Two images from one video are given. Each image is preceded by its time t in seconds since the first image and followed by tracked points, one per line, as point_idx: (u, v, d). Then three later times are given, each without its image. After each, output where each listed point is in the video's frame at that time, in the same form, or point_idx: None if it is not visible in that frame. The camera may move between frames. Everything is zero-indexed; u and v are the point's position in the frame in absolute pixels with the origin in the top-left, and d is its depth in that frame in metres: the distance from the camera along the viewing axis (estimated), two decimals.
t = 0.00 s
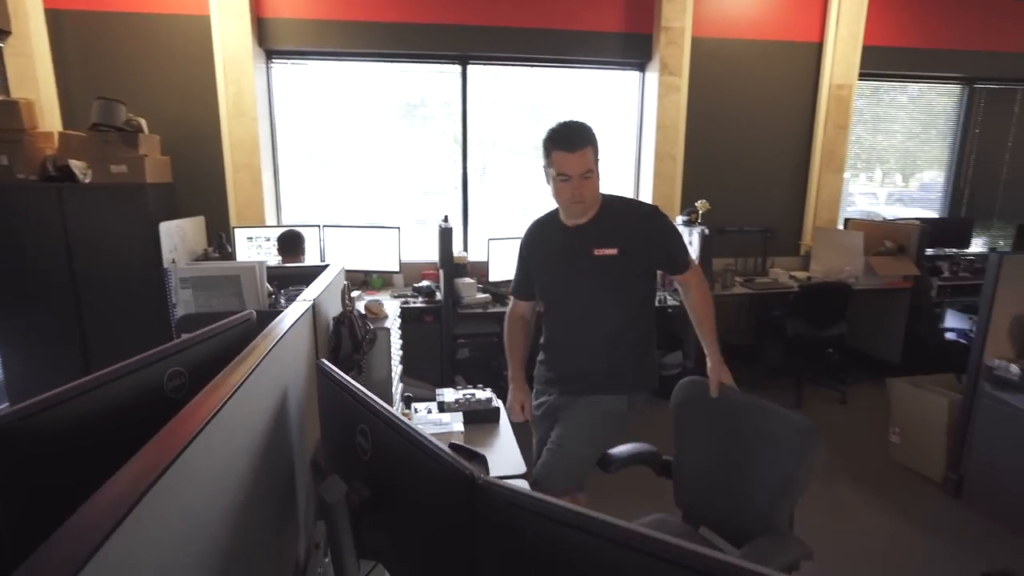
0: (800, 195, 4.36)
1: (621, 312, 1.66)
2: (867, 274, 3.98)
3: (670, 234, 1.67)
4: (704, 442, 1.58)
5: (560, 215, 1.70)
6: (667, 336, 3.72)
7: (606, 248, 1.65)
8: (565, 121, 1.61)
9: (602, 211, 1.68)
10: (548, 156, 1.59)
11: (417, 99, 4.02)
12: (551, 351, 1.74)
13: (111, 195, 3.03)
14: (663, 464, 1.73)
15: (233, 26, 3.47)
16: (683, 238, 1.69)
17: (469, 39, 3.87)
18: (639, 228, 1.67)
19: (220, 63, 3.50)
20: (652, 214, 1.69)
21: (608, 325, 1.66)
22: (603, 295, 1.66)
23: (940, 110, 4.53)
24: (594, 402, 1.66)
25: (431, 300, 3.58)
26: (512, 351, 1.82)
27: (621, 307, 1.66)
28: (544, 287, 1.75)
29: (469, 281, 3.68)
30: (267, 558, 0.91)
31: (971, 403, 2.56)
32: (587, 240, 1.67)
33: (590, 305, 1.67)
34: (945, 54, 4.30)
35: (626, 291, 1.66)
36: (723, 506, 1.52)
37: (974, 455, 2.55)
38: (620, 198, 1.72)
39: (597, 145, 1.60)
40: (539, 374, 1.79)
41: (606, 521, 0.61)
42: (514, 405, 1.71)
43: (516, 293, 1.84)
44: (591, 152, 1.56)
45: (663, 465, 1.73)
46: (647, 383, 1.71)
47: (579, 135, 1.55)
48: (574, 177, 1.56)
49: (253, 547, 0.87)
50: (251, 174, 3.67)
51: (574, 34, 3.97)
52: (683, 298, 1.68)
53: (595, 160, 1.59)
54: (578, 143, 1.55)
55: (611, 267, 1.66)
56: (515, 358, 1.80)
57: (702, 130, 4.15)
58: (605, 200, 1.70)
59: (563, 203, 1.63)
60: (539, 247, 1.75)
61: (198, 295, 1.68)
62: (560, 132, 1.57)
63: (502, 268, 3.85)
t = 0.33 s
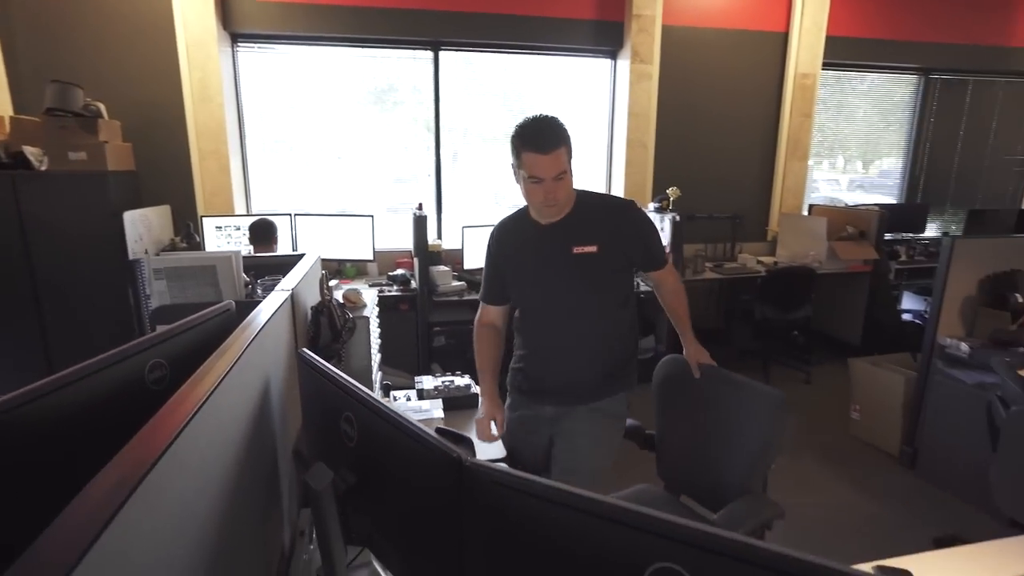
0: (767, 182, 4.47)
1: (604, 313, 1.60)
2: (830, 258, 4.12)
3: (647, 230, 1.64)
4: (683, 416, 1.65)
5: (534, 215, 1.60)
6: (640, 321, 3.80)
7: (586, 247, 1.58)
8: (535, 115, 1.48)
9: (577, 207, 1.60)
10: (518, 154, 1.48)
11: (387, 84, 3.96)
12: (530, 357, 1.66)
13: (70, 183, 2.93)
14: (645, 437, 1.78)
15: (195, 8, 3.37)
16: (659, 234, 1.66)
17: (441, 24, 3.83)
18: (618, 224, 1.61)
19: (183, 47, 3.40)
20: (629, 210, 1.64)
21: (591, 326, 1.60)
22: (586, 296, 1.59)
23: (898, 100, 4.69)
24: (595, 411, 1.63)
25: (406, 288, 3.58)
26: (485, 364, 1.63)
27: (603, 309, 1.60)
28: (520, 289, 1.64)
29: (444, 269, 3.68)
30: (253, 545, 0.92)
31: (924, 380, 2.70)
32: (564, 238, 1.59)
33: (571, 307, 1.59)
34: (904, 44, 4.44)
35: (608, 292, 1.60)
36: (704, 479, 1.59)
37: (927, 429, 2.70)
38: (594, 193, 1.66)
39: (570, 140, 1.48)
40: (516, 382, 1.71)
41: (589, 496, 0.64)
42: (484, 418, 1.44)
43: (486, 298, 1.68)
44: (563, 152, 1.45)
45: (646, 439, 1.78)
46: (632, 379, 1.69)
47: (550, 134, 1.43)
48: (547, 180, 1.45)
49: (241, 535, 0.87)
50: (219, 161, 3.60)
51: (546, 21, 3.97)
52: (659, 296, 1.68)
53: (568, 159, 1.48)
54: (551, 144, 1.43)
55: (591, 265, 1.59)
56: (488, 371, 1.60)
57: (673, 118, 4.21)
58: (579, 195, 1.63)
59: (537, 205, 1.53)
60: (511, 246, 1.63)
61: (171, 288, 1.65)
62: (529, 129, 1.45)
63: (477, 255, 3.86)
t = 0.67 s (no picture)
0: (740, 173, 4.55)
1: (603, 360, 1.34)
2: (800, 248, 4.23)
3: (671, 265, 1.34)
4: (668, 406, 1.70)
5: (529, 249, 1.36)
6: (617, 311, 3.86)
7: (587, 289, 1.32)
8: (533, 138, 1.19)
9: (583, 238, 1.33)
10: (516, 191, 1.21)
11: (361, 74, 3.92)
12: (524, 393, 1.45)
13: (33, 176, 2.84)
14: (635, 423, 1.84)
15: None
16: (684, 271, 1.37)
17: (417, 14, 3.79)
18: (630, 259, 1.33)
19: (150, 35, 3.31)
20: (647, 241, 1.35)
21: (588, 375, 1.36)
22: (586, 341, 1.34)
23: (865, 93, 4.82)
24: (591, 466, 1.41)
25: (385, 281, 3.56)
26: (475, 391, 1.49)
27: (601, 357, 1.34)
28: (514, 319, 1.41)
29: (423, 261, 3.69)
30: (244, 537, 0.93)
31: (888, 363, 2.81)
32: (562, 274, 1.34)
33: (567, 349, 1.36)
34: (871, 38, 4.55)
35: (611, 337, 1.34)
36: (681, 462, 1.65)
37: (891, 410, 2.81)
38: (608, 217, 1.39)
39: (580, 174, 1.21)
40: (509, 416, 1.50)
41: (577, 479, 0.66)
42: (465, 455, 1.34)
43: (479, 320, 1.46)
44: (570, 193, 1.19)
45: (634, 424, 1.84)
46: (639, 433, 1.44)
47: (554, 174, 1.16)
48: (554, 226, 1.20)
49: (232, 528, 0.88)
50: (190, 152, 3.52)
51: (523, 12, 3.96)
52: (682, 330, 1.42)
53: (575, 198, 1.22)
54: (556, 184, 1.17)
55: (592, 307, 1.33)
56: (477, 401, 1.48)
57: (649, 111, 4.26)
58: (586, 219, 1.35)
59: (538, 245, 1.29)
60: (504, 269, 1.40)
61: (150, 283, 1.63)
62: (529, 164, 1.16)
63: (456, 247, 3.86)
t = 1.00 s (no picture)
0: (716, 167, 4.64)
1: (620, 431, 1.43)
2: (774, 240, 4.33)
3: (703, 360, 1.35)
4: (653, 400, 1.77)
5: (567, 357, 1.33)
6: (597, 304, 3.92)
7: (612, 379, 1.37)
8: (565, 254, 1.17)
9: (617, 333, 1.34)
10: (557, 301, 1.18)
11: (336, 66, 3.88)
12: (532, 431, 1.50)
13: None
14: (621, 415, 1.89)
15: None
16: (712, 357, 1.38)
17: (395, 7, 3.76)
18: (661, 350, 1.34)
19: (120, 26, 3.23)
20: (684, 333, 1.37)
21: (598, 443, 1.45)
22: (600, 413, 1.41)
23: (835, 89, 4.94)
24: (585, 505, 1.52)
25: (366, 276, 3.55)
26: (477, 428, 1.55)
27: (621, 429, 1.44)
28: (527, 372, 1.46)
29: (404, 256, 3.69)
30: (238, 531, 0.94)
31: (857, 351, 2.91)
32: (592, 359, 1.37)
33: (581, 418, 1.43)
34: (841, 35, 4.66)
35: (626, 416, 1.42)
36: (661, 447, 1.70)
37: (860, 396, 2.91)
38: (640, 295, 1.38)
39: (621, 286, 1.19)
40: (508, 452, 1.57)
41: (566, 464, 0.69)
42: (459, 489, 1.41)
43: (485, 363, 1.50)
44: (613, 308, 1.17)
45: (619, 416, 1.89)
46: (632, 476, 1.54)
47: (598, 288, 1.14)
48: (588, 336, 1.18)
49: (226, 521, 0.90)
50: (164, 146, 3.45)
51: (501, 5, 3.96)
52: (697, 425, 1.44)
53: (615, 311, 1.20)
54: (591, 296, 1.14)
55: (616, 392, 1.39)
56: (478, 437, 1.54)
57: (627, 105, 4.30)
58: (620, 310, 1.35)
59: (572, 354, 1.27)
60: (527, 327, 1.43)
61: (133, 279, 1.61)
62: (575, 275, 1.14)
63: (436, 242, 3.87)
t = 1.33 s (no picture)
0: (692, 163, 4.72)
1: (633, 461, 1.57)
2: (749, 234, 4.43)
3: (711, 395, 1.53)
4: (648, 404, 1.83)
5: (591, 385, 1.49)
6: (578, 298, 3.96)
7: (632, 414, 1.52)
8: (601, 295, 1.37)
9: (634, 375, 1.51)
10: (589, 335, 1.36)
11: (310, 60, 3.83)
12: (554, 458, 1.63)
13: None
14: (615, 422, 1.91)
15: None
16: (718, 386, 1.54)
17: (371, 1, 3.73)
18: (673, 387, 1.52)
19: (87, 18, 3.15)
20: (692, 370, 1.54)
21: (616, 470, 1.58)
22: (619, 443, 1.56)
23: (805, 85, 5.07)
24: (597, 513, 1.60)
25: (346, 273, 3.53)
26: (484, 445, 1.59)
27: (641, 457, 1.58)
28: (550, 408, 1.60)
29: (384, 252, 3.68)
30: (230, 526, 0.95)
31: (829, 341, 3.00)
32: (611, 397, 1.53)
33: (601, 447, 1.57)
34: (810, 33, 4.78)
35: (642, 445, 1.56)
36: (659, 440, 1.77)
37: (832, 385, 3.02)
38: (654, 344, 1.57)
39: (643, 326, 1.39)
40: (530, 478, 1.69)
41: (558, 450, 0.72)
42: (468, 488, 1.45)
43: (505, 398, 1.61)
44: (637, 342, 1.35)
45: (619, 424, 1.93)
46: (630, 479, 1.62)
47: (625, 323, 1.33)
48: (609, 366, 1.35)
49: (219, 515, 0.90)
50: (135, 142, 3.38)
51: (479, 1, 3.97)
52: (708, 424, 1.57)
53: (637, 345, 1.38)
54: (620, 331, 1.32)
55: (631, 425, 1.54)
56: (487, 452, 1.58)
57: (605, 101, 4.35)
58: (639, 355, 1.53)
59: (594, 381, 1.43)
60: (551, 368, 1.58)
61: (115, 278, 1.59)
62: (607, 312, 1.33)
63: (417, 238, 3.86)
